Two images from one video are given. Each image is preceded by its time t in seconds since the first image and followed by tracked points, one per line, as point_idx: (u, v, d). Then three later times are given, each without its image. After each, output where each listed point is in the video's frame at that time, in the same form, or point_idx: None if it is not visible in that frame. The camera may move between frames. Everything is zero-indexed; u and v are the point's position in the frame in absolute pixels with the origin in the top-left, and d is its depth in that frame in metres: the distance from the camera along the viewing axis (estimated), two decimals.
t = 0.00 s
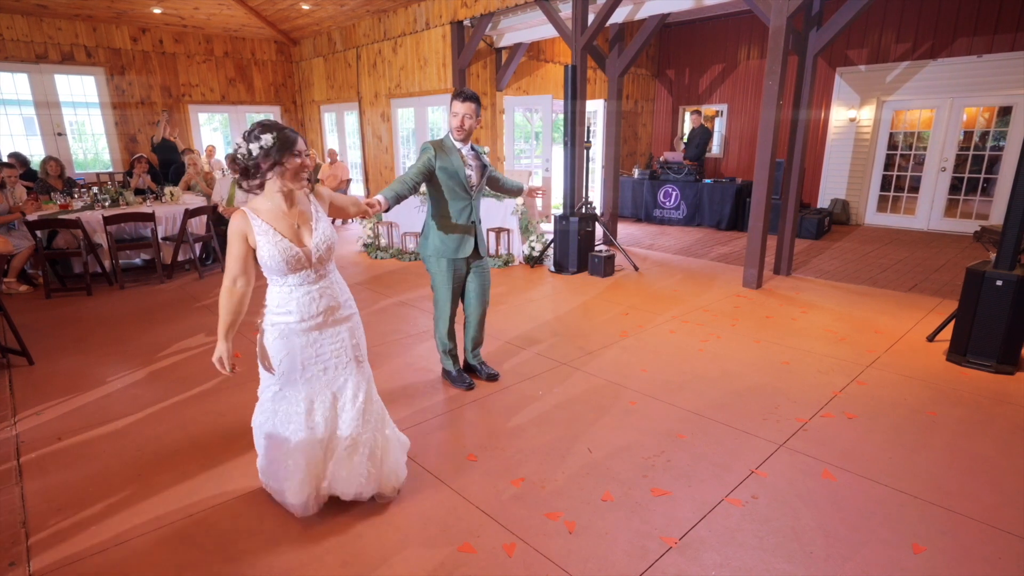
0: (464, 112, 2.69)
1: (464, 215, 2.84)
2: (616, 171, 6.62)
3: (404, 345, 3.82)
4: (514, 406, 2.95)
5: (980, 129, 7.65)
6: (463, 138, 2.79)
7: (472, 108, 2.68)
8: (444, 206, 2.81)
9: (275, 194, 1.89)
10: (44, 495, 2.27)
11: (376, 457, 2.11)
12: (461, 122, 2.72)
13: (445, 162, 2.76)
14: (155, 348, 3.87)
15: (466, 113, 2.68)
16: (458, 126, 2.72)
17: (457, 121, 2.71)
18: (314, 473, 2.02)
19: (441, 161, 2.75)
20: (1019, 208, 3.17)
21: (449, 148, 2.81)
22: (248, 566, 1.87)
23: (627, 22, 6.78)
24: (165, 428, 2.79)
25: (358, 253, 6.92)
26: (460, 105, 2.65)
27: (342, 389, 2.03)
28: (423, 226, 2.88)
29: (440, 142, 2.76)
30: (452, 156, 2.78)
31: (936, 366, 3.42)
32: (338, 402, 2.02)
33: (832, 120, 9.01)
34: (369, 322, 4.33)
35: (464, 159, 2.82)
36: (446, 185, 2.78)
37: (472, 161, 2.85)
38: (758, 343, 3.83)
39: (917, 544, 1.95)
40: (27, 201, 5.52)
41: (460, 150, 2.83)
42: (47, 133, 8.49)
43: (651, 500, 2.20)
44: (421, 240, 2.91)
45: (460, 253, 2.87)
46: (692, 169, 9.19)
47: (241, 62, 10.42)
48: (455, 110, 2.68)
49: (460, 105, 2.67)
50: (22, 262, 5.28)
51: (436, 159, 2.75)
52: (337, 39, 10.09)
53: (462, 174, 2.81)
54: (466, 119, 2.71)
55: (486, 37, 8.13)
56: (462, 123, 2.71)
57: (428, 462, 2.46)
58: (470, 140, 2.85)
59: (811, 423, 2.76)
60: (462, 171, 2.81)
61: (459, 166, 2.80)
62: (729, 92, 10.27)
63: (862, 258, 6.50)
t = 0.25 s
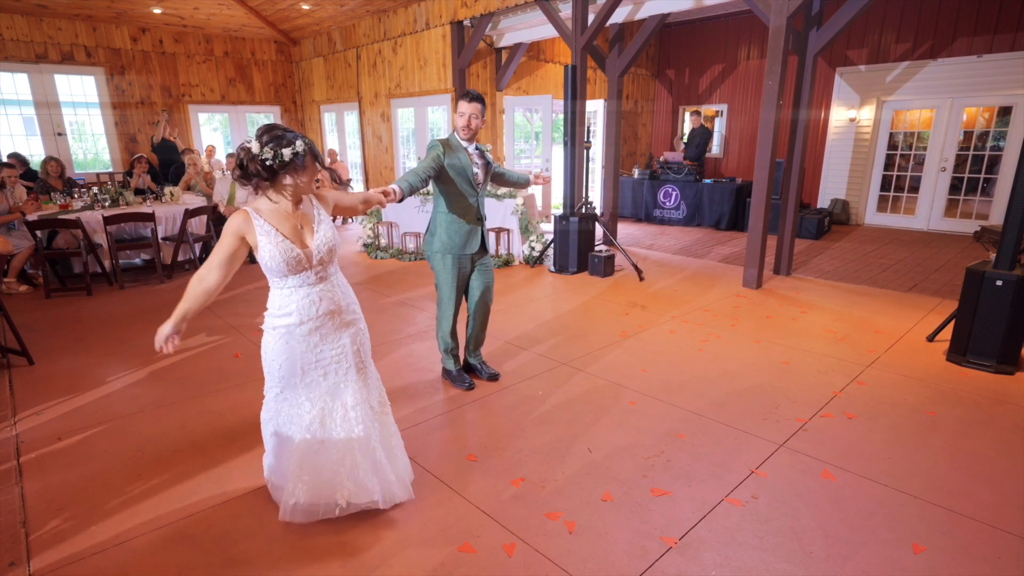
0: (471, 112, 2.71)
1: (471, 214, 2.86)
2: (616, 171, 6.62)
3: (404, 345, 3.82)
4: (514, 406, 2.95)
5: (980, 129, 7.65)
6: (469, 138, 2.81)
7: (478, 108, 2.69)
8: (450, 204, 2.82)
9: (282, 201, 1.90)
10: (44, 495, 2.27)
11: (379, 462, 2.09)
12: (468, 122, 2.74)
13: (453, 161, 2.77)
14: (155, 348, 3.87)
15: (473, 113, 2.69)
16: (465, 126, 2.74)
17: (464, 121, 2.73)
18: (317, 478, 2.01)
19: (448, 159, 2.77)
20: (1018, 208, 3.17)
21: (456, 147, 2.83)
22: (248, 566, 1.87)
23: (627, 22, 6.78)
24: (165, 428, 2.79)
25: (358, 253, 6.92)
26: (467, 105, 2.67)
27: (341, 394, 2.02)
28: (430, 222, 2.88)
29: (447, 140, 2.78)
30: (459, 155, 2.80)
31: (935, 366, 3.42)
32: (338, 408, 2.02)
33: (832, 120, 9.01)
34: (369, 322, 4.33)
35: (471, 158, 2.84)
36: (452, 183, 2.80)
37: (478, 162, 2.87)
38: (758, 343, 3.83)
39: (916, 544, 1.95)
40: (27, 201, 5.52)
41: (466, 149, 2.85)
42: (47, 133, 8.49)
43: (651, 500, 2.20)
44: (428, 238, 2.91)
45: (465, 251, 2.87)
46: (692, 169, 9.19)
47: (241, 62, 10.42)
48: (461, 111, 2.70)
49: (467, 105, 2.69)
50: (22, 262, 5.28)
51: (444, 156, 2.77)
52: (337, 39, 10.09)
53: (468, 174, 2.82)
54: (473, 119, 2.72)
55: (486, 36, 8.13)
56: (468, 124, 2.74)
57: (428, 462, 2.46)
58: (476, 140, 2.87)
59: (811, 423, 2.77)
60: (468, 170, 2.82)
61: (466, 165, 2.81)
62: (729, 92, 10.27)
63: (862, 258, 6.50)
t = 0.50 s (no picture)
0: (478, 112, 2.73)
1: (481, 212, 2.86)
2: (616, 171, 6.61)
3: (404, 345, 3.82)
4: (514, 406, 2.95)
5: (980, 129, 7.65)
6: (477, 138, 2.83)
7: (485, 108, 2.72)
8: (458, 202, 2.83)
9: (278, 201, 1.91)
10: (44, 495, 2.27)
11: (376, 458, 2.14)
12: (476, 122, 2.76)
13: (462, 160, 2.79)
14: (155, 348, 3.86)
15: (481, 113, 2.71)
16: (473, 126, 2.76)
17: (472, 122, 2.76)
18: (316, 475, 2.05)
19: (458, 158, 2.79)
20: (1018, 208, 3.17)
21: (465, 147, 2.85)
22: (248, 566, 1.87)
23: (627, 22, 6.77)
24: (165, 428, 2.79)
25: (358, 253, 6.92)
26: (474, 105, 2.70)
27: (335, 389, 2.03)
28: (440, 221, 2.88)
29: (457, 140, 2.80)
30: (468, 154, 2.81)
31: (935, 366, 3.42)
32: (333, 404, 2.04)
33: (832, 120, 9.01)
34: (369, 322, 4.32)
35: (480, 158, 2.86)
36: (461, 182, 2.81)
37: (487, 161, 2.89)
38: (758, 343, 3.83)
39: (917, 544, 1.95)
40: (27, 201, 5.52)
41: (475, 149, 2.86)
42: (47, 133, 8.48)
43: (651, 500, 2.20)
44: (438, 237, 2.91)
45: (474, 249, 2.86)
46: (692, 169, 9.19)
47: (241, 62, 10.41)
48: (469, 111, 2.72)
49: (473, 104, 2.71)
50: (22, 262, 5.28)
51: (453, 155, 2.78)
52: (337, 38, 10.09)
53: (477, 173, 2.83)
54: (482, 118, 2.74)
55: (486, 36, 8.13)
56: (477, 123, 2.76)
57: (428, 461, 2.46)
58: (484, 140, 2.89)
59: (811, 423, 2.77)
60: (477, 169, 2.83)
61: (475, 163, 2.82)
62: (729, 92, 10.27)
63: (862, 258, 6.49)
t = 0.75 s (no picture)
0: (490, 114, 2.75)
1: (489, 213, 2.85)
2: (615, 170, 6.62)
3: (403, 345, 3.81)
4: (514, 406, 2.95)
5: (980, 129, 7.66)
6: (489, 140, 2.86)
7: (496, 110, 2.74)
8: (467, 202, 2.84)
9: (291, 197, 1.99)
10: (44, 495, 2.27)
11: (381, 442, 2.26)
12: (488, 124, 2.78)
13: (474, 160, 2.79)
14: (155, 348, 3.86)
15: (491, 115, 2.74)
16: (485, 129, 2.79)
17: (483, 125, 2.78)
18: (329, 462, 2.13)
19: (469, 158, 2.79)
20: (1018, 207, 3.17)
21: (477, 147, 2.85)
22: (248, 566, 1.87)
23: (627, 22, 6.77)
24: (165, 428, 2.78)
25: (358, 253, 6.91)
26: (485, 108, 2.71)
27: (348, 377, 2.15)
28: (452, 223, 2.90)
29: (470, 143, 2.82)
30: (480, 155, 2.82)
31: (935, 366, 3.42)
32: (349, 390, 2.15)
33: (832, 120, 9.01)
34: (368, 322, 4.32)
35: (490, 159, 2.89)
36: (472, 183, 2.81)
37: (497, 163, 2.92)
38: (758, 343, 3.83)
39: (916, 544, 1.95)
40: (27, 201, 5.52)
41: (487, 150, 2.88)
42: (47, 133, 8.49)
43: (651, 499, 2.20)
44: (449, 237, 2.93)
45: (482, 249, 2.86)
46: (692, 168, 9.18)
47: (241, 62, 10.41)
48: (481, 113, 2.74)
49: (485, 106, 2.72)
50: (22, 262, 5.28)
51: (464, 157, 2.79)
52: (336, 38, 10.09)
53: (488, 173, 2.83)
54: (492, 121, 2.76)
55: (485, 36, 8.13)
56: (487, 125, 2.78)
57: (428, 461, 2.46)
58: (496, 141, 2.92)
59: (811, 422, 2.76)
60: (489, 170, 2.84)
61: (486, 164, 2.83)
62: (729, 92, 10.27)
63: (862, 258, 6.49)
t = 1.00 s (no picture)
0: (508, 117, 2.77)
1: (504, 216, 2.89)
2: (615, 170, 6.61)
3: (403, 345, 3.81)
4: (514, 406, 2.94)
5: (980, 128, 7.66)
6: (508, 143, 2.88)
7: (515, 114, 2.75)
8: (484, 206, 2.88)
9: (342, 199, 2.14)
10: (44, 494, 2.27)
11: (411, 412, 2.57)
12: (506, 128, 2.80)
13: (492, 166, 2.86)
14: (155, 348, 3.86)
15: (510, 119, 2.76)
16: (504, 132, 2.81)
17: (502, 130, 2.81)
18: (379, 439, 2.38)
19: (488, 164, 2.86)
20: (1018, 208, 3.18)
21: (495, 152, 2.90)
22: (247, 566, 1.87)
23: (627, 21, 6.76)
24: (165, 428, 2.78)
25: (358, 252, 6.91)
26: (505, 112, 2.73)
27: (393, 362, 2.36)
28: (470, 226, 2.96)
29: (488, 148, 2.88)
30: (498, 160, 2.87)
31: (935, 366, 3.42)
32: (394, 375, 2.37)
33: (832, 120, 9.01)
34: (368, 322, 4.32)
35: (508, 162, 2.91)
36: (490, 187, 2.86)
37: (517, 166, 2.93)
38: (758, 343, 3.83)
39: (916, 544, 1.95)
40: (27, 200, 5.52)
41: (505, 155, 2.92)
42: (47, 132, 8.48)
43: (651, 499, 2.20)
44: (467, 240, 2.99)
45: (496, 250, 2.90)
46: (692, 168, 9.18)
47: (241, 62, 10.41)
48: (500, 117, 2.77)
49: (504, 110, 2.75)
50: (22, 261, 5.28)
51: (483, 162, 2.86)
52: (337, 38, 10.08)
53: (505, 178, 2.88)
54: (510, 125, 2.79)
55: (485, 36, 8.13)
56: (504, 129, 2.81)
57: (428, 461, 2.46)
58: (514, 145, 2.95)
59: (811, 422, 2.77)
60: (505, 174, 2.89)
61: (503, 169, 2.88)
62: (729, 92, 10.27)
63: (862, 258, 6.49)
